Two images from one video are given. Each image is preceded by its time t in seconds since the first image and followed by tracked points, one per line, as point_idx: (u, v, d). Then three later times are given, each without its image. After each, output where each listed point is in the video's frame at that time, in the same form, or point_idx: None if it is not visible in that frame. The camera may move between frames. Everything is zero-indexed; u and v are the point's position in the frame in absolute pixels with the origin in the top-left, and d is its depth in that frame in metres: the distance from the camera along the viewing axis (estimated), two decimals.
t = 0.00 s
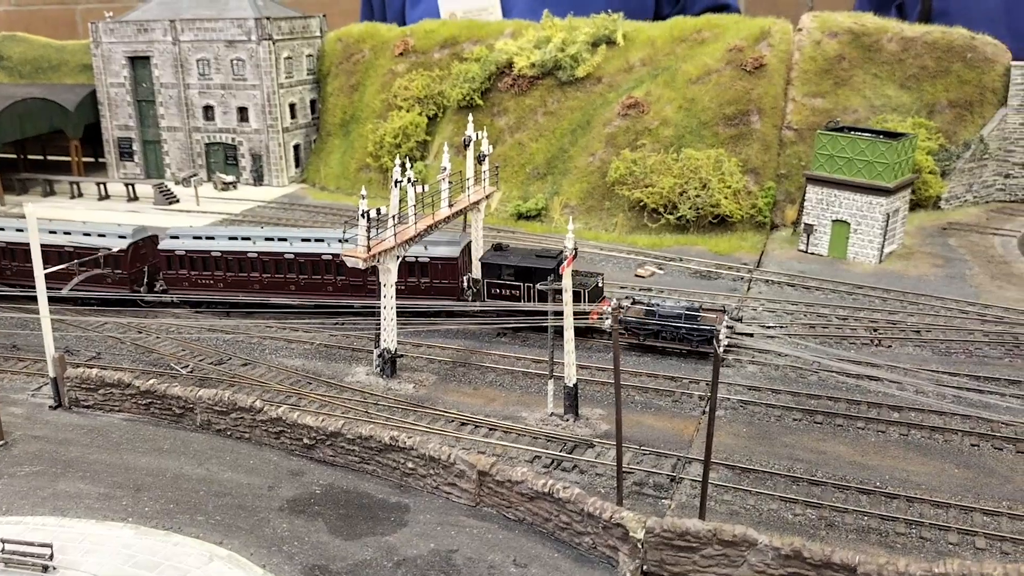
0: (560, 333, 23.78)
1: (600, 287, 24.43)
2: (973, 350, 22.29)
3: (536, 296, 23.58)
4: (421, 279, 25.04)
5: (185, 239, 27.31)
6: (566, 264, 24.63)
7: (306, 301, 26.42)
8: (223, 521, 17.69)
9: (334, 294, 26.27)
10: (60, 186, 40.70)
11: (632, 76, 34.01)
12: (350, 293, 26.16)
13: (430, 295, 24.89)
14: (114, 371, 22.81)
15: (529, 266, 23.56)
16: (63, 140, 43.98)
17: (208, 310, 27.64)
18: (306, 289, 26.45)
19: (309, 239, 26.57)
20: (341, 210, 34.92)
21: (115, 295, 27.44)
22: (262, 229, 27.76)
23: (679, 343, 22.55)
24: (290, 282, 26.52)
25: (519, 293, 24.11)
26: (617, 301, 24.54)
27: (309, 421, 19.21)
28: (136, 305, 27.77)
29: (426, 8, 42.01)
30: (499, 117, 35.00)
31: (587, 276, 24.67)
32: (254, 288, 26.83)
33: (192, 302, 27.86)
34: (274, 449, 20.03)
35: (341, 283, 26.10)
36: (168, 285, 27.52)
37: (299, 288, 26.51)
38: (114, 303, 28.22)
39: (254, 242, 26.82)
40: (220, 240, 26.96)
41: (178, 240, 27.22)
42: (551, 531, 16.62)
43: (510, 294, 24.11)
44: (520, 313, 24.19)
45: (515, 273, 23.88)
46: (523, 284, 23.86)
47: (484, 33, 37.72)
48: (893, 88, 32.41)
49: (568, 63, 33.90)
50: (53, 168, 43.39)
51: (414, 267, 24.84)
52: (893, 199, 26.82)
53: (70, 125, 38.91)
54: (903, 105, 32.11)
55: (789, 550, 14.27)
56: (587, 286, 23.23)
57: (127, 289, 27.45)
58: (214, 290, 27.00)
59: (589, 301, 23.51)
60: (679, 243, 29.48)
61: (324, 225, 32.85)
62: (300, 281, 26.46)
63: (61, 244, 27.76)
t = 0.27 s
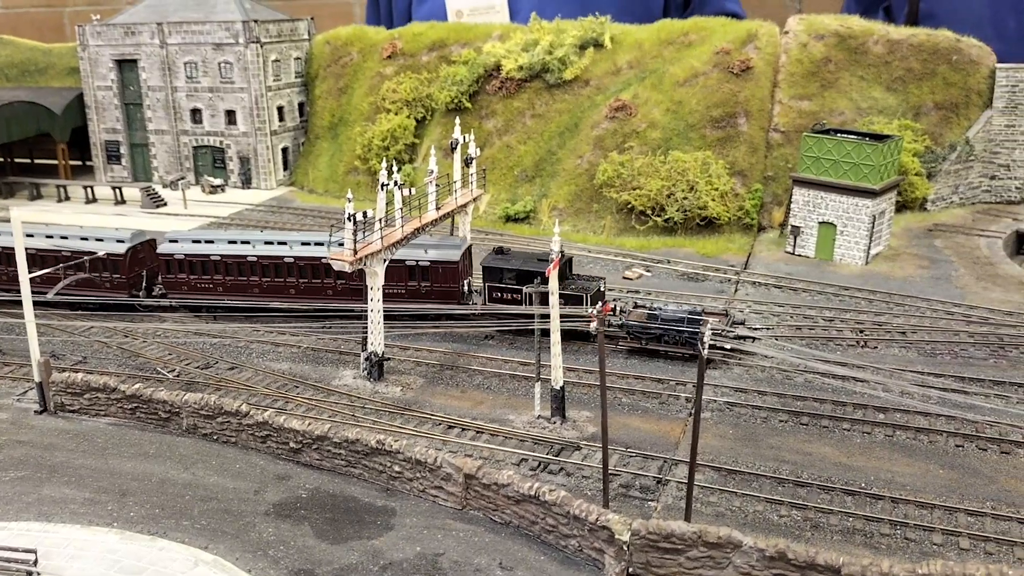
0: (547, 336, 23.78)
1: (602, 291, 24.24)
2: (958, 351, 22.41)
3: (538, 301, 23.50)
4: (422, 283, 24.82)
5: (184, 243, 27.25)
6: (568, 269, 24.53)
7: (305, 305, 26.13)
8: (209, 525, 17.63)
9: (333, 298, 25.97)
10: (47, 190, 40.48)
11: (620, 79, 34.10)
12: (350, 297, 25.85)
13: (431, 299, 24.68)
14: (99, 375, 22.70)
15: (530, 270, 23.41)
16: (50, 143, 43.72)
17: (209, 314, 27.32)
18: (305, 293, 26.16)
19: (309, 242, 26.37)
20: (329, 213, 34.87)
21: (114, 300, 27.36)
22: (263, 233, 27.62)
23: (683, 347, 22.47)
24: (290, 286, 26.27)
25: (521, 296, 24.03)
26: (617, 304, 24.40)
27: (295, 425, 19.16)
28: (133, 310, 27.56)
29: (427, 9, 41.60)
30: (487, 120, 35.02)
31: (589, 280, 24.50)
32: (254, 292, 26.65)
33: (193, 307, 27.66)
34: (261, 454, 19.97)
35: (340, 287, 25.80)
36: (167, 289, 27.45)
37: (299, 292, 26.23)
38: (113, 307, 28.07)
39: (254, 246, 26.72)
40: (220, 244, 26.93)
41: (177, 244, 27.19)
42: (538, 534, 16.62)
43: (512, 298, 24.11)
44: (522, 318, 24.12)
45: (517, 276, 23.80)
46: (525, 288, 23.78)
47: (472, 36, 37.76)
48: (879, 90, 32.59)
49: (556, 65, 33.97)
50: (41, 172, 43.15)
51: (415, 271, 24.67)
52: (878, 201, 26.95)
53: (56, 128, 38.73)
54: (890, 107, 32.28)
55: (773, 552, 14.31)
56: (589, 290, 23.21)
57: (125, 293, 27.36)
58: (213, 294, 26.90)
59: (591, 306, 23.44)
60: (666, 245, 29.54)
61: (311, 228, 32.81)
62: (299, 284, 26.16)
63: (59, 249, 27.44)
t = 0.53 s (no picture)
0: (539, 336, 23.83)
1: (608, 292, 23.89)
2: (949, 349, 22.51)
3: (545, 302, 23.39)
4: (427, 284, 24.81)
5: (188, 245, 26.85)
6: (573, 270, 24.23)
7: (311, 306, 26.06)
8: (203, 526, 17.66)
9: (339, 300, 25.91)
10: (41, 192, 40.45)
11: (613, 80, 34.17)
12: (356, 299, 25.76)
13: (436, 301, 24.70)
14: (93, 377, 22.72)
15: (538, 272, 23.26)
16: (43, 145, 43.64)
17: (215, 316, 27.12)
18: (311, 295, 26.07)
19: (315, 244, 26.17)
20: (323, 214, 34.90)
21: (120, 301, 27.27)
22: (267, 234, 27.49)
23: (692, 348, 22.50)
24: (295, 287, 26.15)
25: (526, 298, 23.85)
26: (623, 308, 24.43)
27: (289, 425, 19.20)
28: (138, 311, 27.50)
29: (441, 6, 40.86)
30: (481, 120, 35.07)
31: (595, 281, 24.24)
32: (260, 293, 26.50)
33: (197, 308, 27.33)
34: (255, 454, 20.01)
35: (346, 289, 25.73)
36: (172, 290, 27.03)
37: (304, 294, 26.15)
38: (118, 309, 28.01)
39: (259, 248, 26.50)
40: (225, 246, 26.64)
41: (182, 246, 26.79)
42: (531, 533, 16.67)
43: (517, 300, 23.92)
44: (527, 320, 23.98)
45: (523, 278, 23.57)
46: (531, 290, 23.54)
47: (466, 36, 37.81)
48: (872, 90, 32.71)
49: (550, 66, 34.03)
50: (35, 174, 43.04)
51: (420, 272, 24.61)
52: (871, 200, 27.05)
53: (50, 130, 38.74)
54: (882, 107, 32.40)
55: (765, 550, 14.39)
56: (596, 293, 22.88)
57: (130, 295, 27.22)
58: (218, 296, 26.65)
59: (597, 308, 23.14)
60: (660, 245, 29.61)
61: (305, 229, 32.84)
62: (305, 286, 26.07)
63: (64, 252, 27.48)
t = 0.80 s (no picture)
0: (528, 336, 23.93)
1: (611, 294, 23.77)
2: (935, 348, 22.67)
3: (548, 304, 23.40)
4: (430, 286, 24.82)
5: (191, 246, 26.81)
6: (576, 272, 24.09)
7: (313, 308, 26.01)
8: (192, 527, 17.70)
9: (342, 302, 25.82)
10: (32, 194, 40.38)
11: (603, 81, 34.31)
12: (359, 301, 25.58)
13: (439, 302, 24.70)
14: (83, 379, 22.73)
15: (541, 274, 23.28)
16: (34, 147, 43.59)
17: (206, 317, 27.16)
18: (314, 296, 26.01)
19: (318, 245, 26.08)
20: (315, 215, 34.94)
21: (123, 304, 27.23)
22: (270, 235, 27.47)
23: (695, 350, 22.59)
24: (297, 289, 26.08)
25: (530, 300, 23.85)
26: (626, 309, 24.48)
27: (278, 426, 19.26)
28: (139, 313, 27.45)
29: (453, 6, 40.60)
30: (471, 122, 35.16)
31: (598, 282, 24.09)
32: (262, 295, 26.53)
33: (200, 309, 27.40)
34: (244, 455, 20.05)
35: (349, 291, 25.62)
36: (174, 292, 27.12)
37: (307, 295, 26.06)
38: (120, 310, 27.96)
39: (261, 249, 26.48)
40: (227, 247, 26.63)
41: (184, 247, 26.73)
42: (519, 532, 16.76)
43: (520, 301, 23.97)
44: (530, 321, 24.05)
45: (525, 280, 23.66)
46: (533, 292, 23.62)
47: (456, 38, 37.92)
48: (860, 91, 32.92)
49: (540, 68, 34.16)
50: (26, 176, 42.97)
51: (423, 274, 24.64)
52: (858, 201, 27.22)
53: (41, 132, 38.74)
54: (870, 108, 32.60)
55: (749, 547, 14.51)
56: (599, 296, 22.82)
57: (133, 297, 27.18)
58: (221, 297, 26.74)
59: (600, 311, 23.10)
60: (650, 246, 29.73)
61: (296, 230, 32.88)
62: (307, 288, 25.98)
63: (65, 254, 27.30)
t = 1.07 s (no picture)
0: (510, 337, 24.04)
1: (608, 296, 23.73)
2: (914, 348, 22.91)
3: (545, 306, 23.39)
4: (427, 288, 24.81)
5: (188, 248, 26.79)
6: (574, 274, 24.06)
7: (309, 310, 26.03)
8: (175, 528, 17.76)
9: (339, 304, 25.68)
10: (18, 196, 40.29)
11: (588, 83, 34.47)
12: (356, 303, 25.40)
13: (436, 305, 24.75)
14: (67, 381, 22.73)
15: (537, 276, 23.29)
16: (20, 149, 43.52)
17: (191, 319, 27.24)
18: (310, 298, 26.03)
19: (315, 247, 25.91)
20: (301, 217, 34.98)
21: (119, 306, 27.23)
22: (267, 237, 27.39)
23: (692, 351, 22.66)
24: (294, 291, 26.08)
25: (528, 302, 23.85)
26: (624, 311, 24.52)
27: (261, 427, 19.32)
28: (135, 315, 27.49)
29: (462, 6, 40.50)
30: (457, 123, 35.27)
31: (596, 284, 24.03)
32: (259, 297, 26.47)
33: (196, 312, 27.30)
34: (228, 457, 20.11)
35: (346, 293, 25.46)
36: (170, 294, 26.99)
37: (303, 297, 26.10)
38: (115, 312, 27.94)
39: (259, 251, 26.37)
40: (224, 249, 26.55)
41: (181, 249, 26.69)
42: (500, 532, 16.88)
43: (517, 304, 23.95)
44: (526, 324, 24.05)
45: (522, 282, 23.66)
46: (530, 294, 23.62)
47: (442, 40, 38.03)
48: (843, 93, 33.20)
49: (525, 70, 34.29)
50: (11, 178, 42.85)
51: (420, 276, 24.61)
52: (840, 202, 27.44)
53: (26, 134, 38.77)
54: (853, 110, 32.88)
55: (726, 545, 14.68)
56: (596, 298, 22.77)
57: (130, 300, 27.20)
58: (218, 300, 26.61)
59: (597, 313, 23.06)
60: (635, 247, 29.90)
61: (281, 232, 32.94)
62: (304, 290, 26.01)
63: (61, 257, 27.21)
